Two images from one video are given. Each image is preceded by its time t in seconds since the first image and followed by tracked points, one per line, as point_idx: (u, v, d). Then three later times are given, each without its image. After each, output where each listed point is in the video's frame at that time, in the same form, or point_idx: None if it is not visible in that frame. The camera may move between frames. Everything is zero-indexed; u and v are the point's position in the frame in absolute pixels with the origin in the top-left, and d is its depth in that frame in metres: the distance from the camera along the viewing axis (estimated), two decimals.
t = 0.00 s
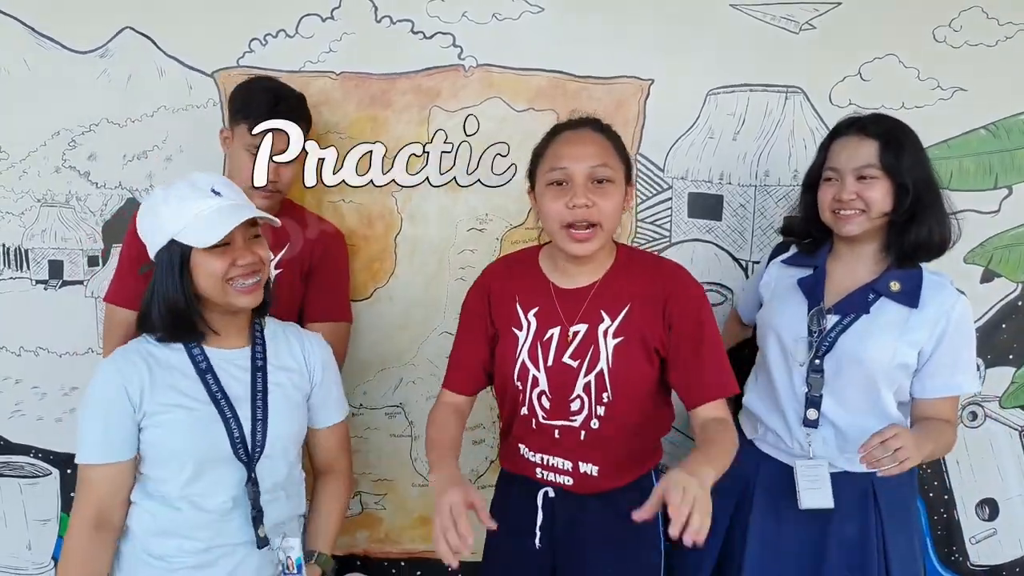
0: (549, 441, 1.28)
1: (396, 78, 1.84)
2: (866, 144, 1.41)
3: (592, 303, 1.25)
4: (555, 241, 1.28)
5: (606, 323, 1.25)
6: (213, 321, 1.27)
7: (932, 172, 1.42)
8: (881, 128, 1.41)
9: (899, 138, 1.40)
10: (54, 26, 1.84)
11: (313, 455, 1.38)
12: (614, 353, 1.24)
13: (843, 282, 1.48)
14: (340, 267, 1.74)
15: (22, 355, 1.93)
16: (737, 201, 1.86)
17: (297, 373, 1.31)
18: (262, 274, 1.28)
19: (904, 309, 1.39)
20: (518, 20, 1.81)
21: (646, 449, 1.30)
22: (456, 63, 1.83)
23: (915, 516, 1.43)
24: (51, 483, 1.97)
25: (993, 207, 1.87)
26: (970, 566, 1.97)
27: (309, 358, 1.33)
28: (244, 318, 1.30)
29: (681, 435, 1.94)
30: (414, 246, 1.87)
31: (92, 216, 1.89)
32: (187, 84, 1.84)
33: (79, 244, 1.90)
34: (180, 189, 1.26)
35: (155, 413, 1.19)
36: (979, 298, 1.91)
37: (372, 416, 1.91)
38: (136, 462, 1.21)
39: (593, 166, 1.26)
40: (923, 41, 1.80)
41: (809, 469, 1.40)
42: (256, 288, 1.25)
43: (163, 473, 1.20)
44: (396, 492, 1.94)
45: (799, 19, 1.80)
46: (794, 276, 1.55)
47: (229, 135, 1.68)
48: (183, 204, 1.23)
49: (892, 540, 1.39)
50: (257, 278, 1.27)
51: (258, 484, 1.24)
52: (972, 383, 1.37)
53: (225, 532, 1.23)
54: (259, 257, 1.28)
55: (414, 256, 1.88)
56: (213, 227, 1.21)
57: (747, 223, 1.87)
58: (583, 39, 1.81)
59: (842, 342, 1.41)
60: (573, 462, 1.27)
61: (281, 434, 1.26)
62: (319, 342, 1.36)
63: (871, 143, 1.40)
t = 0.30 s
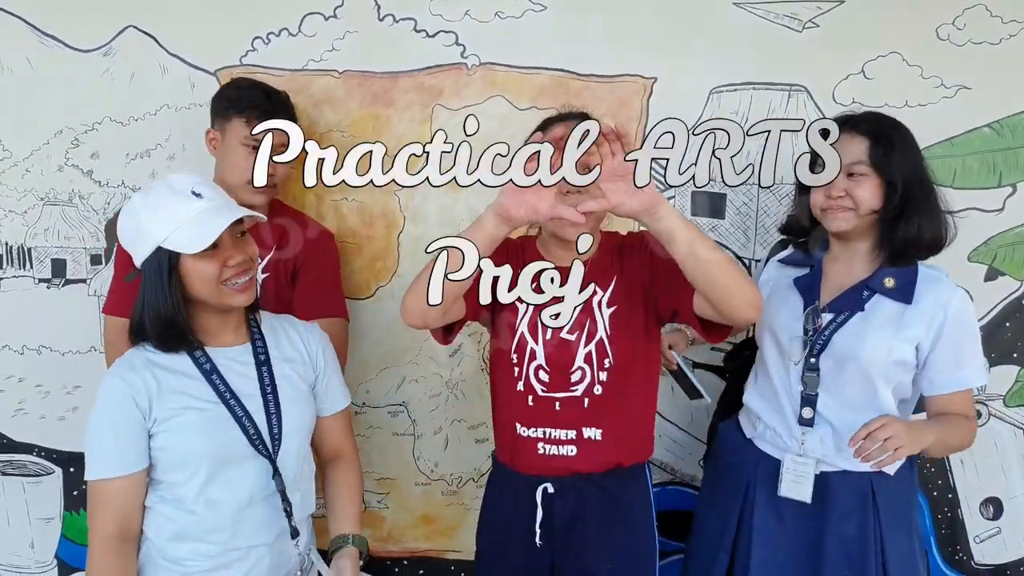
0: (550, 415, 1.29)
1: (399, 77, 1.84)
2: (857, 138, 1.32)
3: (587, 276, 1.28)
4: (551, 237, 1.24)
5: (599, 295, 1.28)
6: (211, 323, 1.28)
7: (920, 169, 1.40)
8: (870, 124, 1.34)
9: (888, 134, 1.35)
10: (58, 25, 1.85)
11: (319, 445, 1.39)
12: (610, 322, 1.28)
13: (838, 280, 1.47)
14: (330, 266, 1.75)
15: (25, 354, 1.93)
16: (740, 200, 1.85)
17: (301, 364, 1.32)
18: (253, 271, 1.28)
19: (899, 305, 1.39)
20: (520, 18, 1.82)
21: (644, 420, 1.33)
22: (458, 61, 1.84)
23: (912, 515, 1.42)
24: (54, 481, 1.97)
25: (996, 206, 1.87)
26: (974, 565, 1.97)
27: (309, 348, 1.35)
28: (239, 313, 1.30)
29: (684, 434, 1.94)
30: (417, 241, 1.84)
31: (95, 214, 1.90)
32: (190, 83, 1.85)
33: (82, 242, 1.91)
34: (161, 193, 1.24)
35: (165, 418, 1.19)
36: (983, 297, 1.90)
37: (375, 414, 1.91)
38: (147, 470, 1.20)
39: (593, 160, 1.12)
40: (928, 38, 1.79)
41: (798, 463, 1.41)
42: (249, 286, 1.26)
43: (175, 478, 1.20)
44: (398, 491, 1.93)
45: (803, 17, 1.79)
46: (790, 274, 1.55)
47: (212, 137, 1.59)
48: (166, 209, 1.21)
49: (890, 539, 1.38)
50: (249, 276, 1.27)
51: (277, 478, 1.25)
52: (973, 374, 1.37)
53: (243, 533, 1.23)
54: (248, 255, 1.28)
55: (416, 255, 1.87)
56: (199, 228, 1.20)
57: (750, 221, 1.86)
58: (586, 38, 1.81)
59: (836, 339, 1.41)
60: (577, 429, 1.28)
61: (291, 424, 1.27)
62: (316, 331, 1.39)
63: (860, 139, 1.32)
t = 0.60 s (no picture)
0: (551, 422, 1.29)
1: (399, 75, 1.83)
2: (848, 131, 1.32)
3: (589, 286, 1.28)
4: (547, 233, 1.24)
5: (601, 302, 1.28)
6: (202, 323, 1.27)
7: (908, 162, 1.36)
8: (862, 117, 1.34)
9: (878, 126, 1.34)
10: (55, 24, 1.83)
11: (322, 461, 1.35)
12: (612, 331, 1.28)
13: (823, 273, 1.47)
14: (309, 268, 1.65)
15: (23, 355, 1.92)
16: (741, 199, 1.85)
17: (300, 365, 1.30)
18: (234, 273, 1.25)
19: (885, 293, 1.37)
20: (521, 16, 1.80)
21: (644, 427, 1.33)
22: (458, 59, 1.82)
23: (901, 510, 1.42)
24: (53, 482, 1.96)
25: (998, 204, 1.86)
26: (975, 563, 1.97)
27: (310, 349, 1.34)
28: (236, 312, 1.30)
29: (686, 433, 1.93)
30: (417, 241, 1.84)
31: (93, 214, 1.89)
32: (188, 82, 1.84)
33: (80, 242, 1.90)
34: (147, 196, 1.24)
35: (158, 419, 1.18)
36: (985, 296, 1.90)
37: (375, 415, 1.91)
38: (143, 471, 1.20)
39: (592, 161, 1.15)
40: (929, 37, 1.79)
41: (789, 457, 1.40)
42: (228, 291, 1.23)
43: (168, 481, 1.19)
44: (398, 491, 1.93)
45: (804, 15, 1.79)
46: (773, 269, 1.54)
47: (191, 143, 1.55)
48: (147, 212, 1.21)
49: (876, 532, 1.38)
50: (231, 278, 1.25)
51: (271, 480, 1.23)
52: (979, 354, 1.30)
53: (233, 537, 1.21)
54: (229, 258, 1.25)
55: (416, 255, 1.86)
56: (172, 236, 1.20)
57: (750, 220, 1.85)
58: (586, 36, 1.80)
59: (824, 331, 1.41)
60: (577, 437, 1.28)
61: (287, 427, 1.25)
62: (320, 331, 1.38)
63: (851, 131, 1.32)
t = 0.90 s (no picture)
0: (552, 431, 1.28)
1: (395, 76, 1.82)
2: (848, 140, 1.40)
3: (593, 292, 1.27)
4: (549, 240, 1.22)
5: (604, 310, 1.27)
6: (193, 330, 1.28)
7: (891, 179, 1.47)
8: (861, 129, 1.43)
9: (873, 142, 1.43)
10: (48, 25, 1.82)
11: (320, 472, 1.32)
12: (615, 337, 1.27)
13: (809, 280, 1.52)
14: (312, 279, 1.65)
15: (15, 360, 1.90)
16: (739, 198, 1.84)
17: (296, 375, 1.28)
18: (210, 284, 1.23)
19: (867, 299, 1.47)
20: (517, 17, 1.80)
21: (646, 435, 1.32)
22: (455, 60, 1.82)
23: (886, 497, 1.52)
24: (46, 489, 1.94)
25: (993, 203, 1.87)
26: (974, 562, 1.98)
27: (309, 358, 1.31)
28: (230, 318, 1.29)
29: (684, 433, 1.92)
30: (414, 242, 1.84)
31: (87, 217, 1.87)
32: (183, 84, 1.82)
33: (74, 246, 1.88)
34: (125, 213, 1.26)
35: (145, 424, 1.21)
36: (981, 295, 1.90)
37: (374, 418, 1.89)
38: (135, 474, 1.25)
39: (591, 163, 1.14)
40: (924, 36, 1.80)
41: (776, 470, 1.46)
42: (204, 299, 1.22)
43: (155, 486, 1.22)
44: (397, 494, 1.91)
45: (799, 15, 1.79)
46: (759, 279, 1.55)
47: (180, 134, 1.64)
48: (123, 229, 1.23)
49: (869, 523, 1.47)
50: (208, 287, 1.23)
51: (255, 493, 1.21)
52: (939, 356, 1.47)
53: (213, 547, 1.21)
54: (203, 267, 1.23)
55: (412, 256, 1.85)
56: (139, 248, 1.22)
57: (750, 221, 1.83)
58: (583, 37, 1.80)
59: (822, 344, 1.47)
60: (578, 447, 1.27)
61: (275, 436, 1.23)
62: (326, 338, 1.35)
63: (852, 141, 1.40)
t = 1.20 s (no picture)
0: (557, 438, 1.27)
1: (396, 78, 1.82)
2: (853, 143, 1.48)
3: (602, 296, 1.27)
4: (555, 240, 1.21)
5: (611, 315, 1.26)
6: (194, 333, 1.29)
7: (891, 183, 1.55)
8: (863, 133, 1.51)
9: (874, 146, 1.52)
10: (50, 27, 1.82)
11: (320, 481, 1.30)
12: (623, 344, 1.26)
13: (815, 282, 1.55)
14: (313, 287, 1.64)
15: (17, 361, 1.90)
16: (741, 200, 1.82)
17: (292, 382, 1.27)
18: (192, 287, 1.23)
19: (873, 298, 1.50)
20: (518, 18, 1.80)
21: (651, 444, 1.31)
22: (455, 62, 1.82)
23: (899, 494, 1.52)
24: (46, 490, 1.94)
25: (998, 205, 1.86)
26: (979, 567, 1.96)
27: (308, 365, 1.29)
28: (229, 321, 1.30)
29: (688, 437, 1.91)
30: (416, 242, 1.84)
31: (88, 218, 1.87)
32: (184, 85, 1.83)
33: (75, 247, 1.89)
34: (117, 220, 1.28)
35: (142, 422, 1.24)
36: (986, 298, 1.89)
37: (373, 420, 1.88)
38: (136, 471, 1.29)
39: (591, 163, 1.14)
40: (928, 37, 1.78)
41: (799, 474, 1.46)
42: (186, 304, 1.22)
43: (147, 485, 1.24)
44: (397, 496, 1.90)
45: (801, 16, 1.78)
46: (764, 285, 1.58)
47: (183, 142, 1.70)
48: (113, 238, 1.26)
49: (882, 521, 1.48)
50: (191, 289, 1.23)
51: (240, 501, 1.21)
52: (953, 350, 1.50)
53: (198, 552, 1.21)
54: (185, 272, 1.23)
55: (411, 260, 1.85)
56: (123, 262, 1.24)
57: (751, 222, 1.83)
58: (584, 38, 1.79)
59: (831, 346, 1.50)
60: (584, 455, 1.26)
61: (265, 443, 1.23)
62: (331, 344, 1.34)
63: (856, 144, 1.48)
